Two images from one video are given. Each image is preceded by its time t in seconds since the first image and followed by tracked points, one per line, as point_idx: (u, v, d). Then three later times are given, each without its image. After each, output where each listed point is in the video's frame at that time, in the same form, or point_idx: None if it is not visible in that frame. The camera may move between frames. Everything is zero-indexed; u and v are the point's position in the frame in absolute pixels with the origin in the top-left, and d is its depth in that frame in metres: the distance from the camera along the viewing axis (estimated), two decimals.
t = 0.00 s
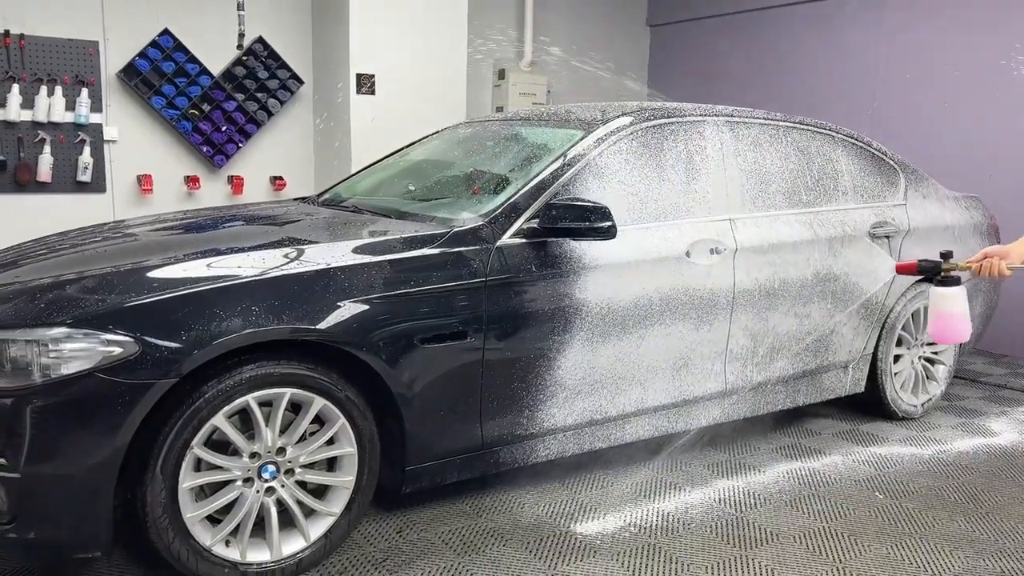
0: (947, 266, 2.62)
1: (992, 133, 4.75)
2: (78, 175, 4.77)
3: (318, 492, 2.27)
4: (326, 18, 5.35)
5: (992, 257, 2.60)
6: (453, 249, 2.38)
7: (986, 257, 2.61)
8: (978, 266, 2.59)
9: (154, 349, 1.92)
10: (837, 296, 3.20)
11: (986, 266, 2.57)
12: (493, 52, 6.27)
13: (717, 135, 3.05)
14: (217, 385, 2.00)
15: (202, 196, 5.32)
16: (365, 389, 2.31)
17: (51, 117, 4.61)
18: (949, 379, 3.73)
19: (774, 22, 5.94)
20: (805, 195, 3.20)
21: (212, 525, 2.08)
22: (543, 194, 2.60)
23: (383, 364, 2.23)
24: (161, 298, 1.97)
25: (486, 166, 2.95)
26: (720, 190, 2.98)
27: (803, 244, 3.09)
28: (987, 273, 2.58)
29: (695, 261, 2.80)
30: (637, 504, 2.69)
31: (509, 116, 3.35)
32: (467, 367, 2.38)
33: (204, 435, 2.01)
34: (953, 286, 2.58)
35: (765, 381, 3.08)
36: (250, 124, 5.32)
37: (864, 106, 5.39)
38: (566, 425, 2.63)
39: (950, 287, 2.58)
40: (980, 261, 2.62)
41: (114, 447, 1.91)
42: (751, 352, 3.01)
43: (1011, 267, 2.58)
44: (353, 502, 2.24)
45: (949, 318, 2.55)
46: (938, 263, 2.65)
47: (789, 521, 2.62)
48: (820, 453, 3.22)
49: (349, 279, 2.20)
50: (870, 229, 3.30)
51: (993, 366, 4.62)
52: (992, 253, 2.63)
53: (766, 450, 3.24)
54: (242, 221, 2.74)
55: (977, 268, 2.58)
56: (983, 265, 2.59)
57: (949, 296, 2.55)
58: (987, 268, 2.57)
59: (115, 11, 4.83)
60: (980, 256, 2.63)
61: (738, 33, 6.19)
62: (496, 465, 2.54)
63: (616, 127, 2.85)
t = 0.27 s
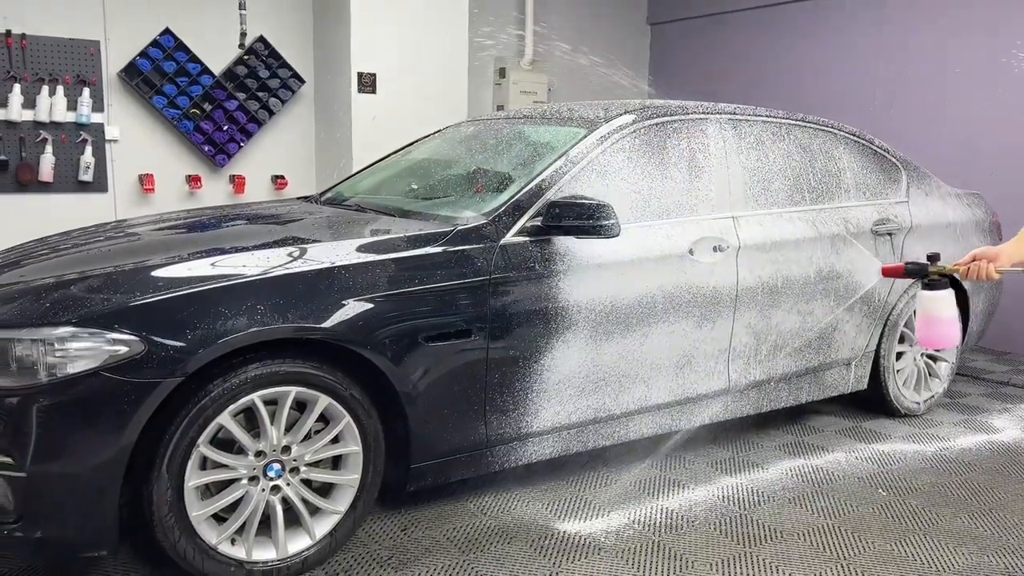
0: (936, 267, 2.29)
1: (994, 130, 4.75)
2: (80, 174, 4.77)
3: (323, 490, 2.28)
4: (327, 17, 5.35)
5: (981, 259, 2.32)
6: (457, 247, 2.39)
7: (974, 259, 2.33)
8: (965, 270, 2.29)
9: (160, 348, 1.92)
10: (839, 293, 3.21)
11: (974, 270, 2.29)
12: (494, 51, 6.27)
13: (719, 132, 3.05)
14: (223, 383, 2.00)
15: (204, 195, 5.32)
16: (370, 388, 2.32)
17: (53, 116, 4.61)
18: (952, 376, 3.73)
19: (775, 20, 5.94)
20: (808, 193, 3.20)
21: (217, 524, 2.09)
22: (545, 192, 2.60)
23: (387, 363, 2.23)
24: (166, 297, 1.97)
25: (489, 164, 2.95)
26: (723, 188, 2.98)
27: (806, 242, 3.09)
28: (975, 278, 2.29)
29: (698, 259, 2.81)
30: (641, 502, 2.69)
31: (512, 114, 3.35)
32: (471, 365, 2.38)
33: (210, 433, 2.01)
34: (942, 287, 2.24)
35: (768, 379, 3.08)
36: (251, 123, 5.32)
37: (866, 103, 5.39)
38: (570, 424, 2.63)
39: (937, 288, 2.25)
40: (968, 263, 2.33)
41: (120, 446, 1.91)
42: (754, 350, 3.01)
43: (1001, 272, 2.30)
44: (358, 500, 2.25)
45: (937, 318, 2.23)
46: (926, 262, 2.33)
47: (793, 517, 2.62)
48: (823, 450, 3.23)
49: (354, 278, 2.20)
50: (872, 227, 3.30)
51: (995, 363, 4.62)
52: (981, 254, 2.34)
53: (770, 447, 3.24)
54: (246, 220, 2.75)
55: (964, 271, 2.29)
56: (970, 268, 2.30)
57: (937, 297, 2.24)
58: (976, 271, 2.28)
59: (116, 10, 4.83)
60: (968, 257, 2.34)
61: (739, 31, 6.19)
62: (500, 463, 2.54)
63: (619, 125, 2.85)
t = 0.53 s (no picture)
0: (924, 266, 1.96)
1: (995, 127, 4.75)
2: (82, 174, 4.77)
3: (329, 488, 2.28)
4: (328, 16, 5.35)
5: (974, 256, 1.94)
6: (462, 245, 2.39)
7: (966, 256, 1.95)
8: (957, 267, 1.92)
9: (166, 347, 1.93)
10: (842, 291, 3.21)
11: (967, 267, 1.91)
12: (495, 49, 6.27)
13: (722, 130, 3.05)
14: (228, 382, 2.01)
15: (206, 195, 5.32)
16: (375, 386, 2.32)
17: (54, 117, 4.61)
18: (955, 372, 3.73)
19: (776, 17, 5.94)
20: (810, 190, 3.20)
21: (224, 522, 2.09)
22: (549, 190, 2.60)
23: (392, 361, 2.23)
24: (171, 296, 1.97)
25: (492, 162, 2.95)
26: (726, 185, 2.98)
27: (808, 239, 3.09)
28: (967, 276, 1.92)
29: (701, 257, 2.81)
30: (645, 499, 2.69)
31: (514, 112, 3.35)
32: (475, 364, 2.39)
33: (216, 432, 2.01)
34: (933, 286, 1.94)
35: (771, 376, 3.08)
36: (253, 123, 5.32)
37: (867, 101, 5.39)
38: (574, 422, 2.64)
39: (926, 287, 1.94)
40: (959, 261, 1.95)
41: (127, 445, 1.92)
42: (757, 348, 3.01)
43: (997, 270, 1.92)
44: (364, 498, 2.25)
45: (927, 319, 1.93)
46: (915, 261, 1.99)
47: (797, 515, 2.62)
48: (826, 447, 3.23)
49: (358, 277, 2.21)
50: (875, 224, 3.30)
51: (997, 359, 4.63)
52: (974, 250, 1.96)
53: (773, 445, 3.24)
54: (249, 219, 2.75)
55: (954, 268, 1.92)
56: (961, 265, 1.93)
57: (928, 297, 1.93)
58: (967, 269, 1.91)
59: (117, 10, 4.83)
60: (959, 253, 1.96)
61: (740, 28, 6.19)
62: (505, 461, 2.55)
63: (623, 123, 2.84)
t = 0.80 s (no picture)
0: (911, 260, 1.97)
1: (997, 124, 4.75)
2: (84, 175, 4.77)
3: (334, 487, 2.28)
4: (329, 15, 5.35)
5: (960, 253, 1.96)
6: (467, 244, 2.39)
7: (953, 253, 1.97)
8: (942, 264, 1.94)
9: (172, 346, 1.93)
10: (845, 288, 3.21)
11: (953, 264, 1.93)
12: (496, 48, 6.27)
13: (724, 128, 3.05)
14: (234, 382, 2.01)
15: (207, 195, 5.32)
16: (380, 385, 2.32)
17: (56, 117, 4.62)
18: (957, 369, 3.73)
19: (777, 15, 5.94)
20: (813, 188, 3.21)
21: (230, 521, 2.09)
22: (553, 188, 2.60)
23: (397, 359, 2.24)
24: (177, 296, 1.98)
25: (496, 161, 2.95)
26: (730, 183, 2.98)
27: (811, 237, 3.09)
28: (954, 273, 1.93)
29: (705, 255, 2.81)
30: (649, 497, 2.70)
31: (517, 110, 3.35)
32: (481, 362, 2.39)
33: (222, 431, 2.02)
34: (920, 282, 1.93)
35: (774, 374, 3.09)
36: (254, 122, 5.32)
37: (868, 97, 5.39)
38: (579, 420, 2.64)
39: (914, 283, 1.93)
40: (945, 257, 1.97)
41: (133, 444, 1.92)
42: (761, 345, 3.01)
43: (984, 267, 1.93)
44: (370, 497, 2.25)
45: (914, 316, 1.92)
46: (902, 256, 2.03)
47: (802, 512, 2.63)
48: (830, 444, 3.24)
49: (363, 276, 2.21)
50: (878, 221, 3.31)
51: (1000, 356, 4.63)
52: (961, 247, 1.98)
53: (777, 442, 3.25)
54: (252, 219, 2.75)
55: (940, 265, 1.94)
56: (947, 261, 1.94)
57: (915, 293, 1.92)
58: (952, 265, 1.92)
59: (118, 10, 4.83)
60: (946, 250, 1.99)
61: (741, 26, 6.19)
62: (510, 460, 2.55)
63: (625, 121, 2.84)
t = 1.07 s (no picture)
0: (884, 260, 1.93)
1: (1000, 119, 4.75)
2: (86, 175, 4.77)
3: (340, 485, 2.29)
4: (331, 14, 5.35)
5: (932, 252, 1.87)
6: (472, 241, 2.39)
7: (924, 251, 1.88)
8: (914, 262, 1.85)
9: (179, 346, 1.94)
10: (849, 284, 3.21)
11: (924, 262, 1.83)
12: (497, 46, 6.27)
13: (727, 125, 3.05)
14: (241, 380, 2.02)
15: (210, 195, 5.33)
16: (385, 383, 2.33)
17: (59, 117, 4.62)
18: (961, 364, 3.74)
19: (778, 11, 5.94)
20: (816, 184, 3.21)
21: (237, 520, 2.10)
22: (557, 185, 2.60)
23: (403, 358, 2.24)
24: (183, 295, 1.98)
25: (499, 158, 2.96)
26: (733, 180, 2.98)
27: (815, 233, 3.09)
28: (926, 271, 1.84)
29: (708, 251, 2.81)
30: (654, 493, 2.70)
31: (519, 108, 3.35)
32: (486, 360, 2.39)
33: (229, 430, 2.02)
34: (892, 281, 1.87)
35: (779, 370, 3.09)
36: (256, 122, 5.33)
37: (870, 93, 5.39)
38: (583, 417, 2.64)
39: (886, 283, 1.87)
40: (917, 255, 1.88)
41: (141, 443, 1.92)
42: (765, 341, 3.01)
43: (955, 266, 1.83)
44: (376, 495, 2.26)
45: (886, 316, 1.85)
46: (873, 257, 1.96)
47: (807, 507, 2.63)
48: (834, 440, 3.24)
49: (368, 274, 2.21)
50: (881, 217, 3.31)
51: (1003, 351, 4.63)
52: (933, 246, 1.89)
53: (781, 438, 3.25)
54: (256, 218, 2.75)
55: (911, 263, 1.85)
56: (920, 259, 1.85)
57: (886, 293, 1.86)
58: (924, 263, 1.83)
59: (119, 11, 4.83)
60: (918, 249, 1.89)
61: (741, 23, 6.18)
62: (515, 457, 2.55)
63: (629, 118, 2.85)
